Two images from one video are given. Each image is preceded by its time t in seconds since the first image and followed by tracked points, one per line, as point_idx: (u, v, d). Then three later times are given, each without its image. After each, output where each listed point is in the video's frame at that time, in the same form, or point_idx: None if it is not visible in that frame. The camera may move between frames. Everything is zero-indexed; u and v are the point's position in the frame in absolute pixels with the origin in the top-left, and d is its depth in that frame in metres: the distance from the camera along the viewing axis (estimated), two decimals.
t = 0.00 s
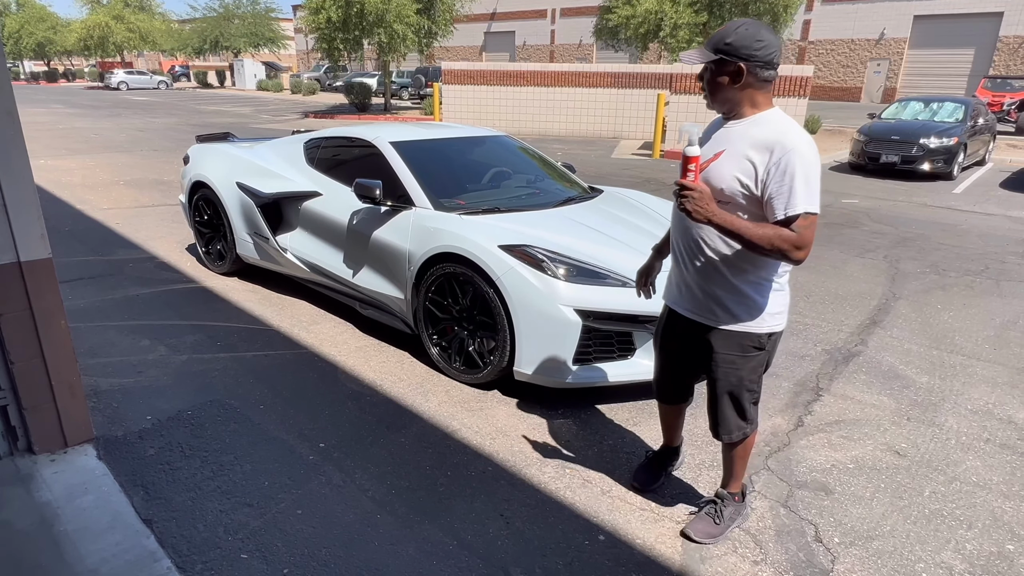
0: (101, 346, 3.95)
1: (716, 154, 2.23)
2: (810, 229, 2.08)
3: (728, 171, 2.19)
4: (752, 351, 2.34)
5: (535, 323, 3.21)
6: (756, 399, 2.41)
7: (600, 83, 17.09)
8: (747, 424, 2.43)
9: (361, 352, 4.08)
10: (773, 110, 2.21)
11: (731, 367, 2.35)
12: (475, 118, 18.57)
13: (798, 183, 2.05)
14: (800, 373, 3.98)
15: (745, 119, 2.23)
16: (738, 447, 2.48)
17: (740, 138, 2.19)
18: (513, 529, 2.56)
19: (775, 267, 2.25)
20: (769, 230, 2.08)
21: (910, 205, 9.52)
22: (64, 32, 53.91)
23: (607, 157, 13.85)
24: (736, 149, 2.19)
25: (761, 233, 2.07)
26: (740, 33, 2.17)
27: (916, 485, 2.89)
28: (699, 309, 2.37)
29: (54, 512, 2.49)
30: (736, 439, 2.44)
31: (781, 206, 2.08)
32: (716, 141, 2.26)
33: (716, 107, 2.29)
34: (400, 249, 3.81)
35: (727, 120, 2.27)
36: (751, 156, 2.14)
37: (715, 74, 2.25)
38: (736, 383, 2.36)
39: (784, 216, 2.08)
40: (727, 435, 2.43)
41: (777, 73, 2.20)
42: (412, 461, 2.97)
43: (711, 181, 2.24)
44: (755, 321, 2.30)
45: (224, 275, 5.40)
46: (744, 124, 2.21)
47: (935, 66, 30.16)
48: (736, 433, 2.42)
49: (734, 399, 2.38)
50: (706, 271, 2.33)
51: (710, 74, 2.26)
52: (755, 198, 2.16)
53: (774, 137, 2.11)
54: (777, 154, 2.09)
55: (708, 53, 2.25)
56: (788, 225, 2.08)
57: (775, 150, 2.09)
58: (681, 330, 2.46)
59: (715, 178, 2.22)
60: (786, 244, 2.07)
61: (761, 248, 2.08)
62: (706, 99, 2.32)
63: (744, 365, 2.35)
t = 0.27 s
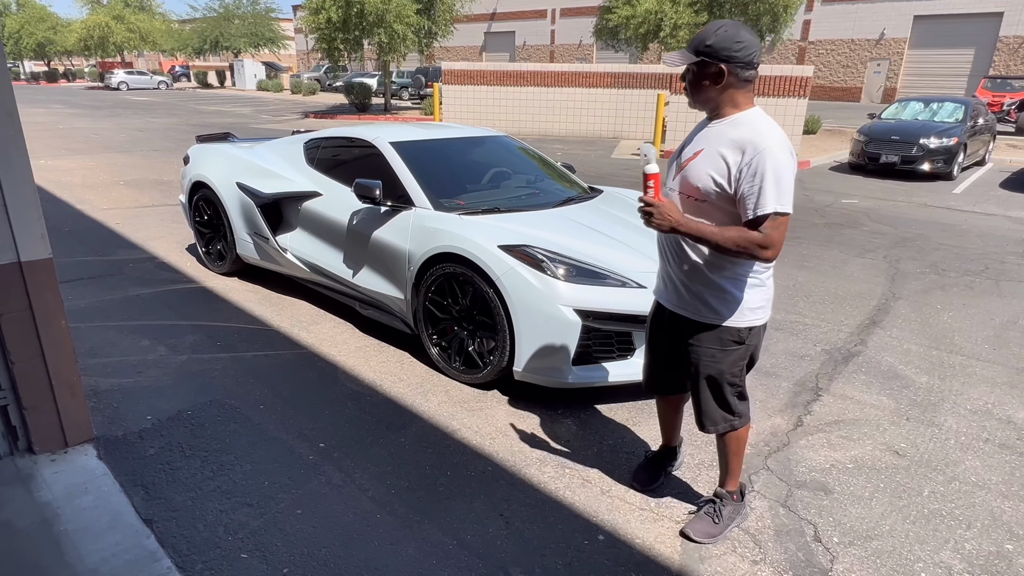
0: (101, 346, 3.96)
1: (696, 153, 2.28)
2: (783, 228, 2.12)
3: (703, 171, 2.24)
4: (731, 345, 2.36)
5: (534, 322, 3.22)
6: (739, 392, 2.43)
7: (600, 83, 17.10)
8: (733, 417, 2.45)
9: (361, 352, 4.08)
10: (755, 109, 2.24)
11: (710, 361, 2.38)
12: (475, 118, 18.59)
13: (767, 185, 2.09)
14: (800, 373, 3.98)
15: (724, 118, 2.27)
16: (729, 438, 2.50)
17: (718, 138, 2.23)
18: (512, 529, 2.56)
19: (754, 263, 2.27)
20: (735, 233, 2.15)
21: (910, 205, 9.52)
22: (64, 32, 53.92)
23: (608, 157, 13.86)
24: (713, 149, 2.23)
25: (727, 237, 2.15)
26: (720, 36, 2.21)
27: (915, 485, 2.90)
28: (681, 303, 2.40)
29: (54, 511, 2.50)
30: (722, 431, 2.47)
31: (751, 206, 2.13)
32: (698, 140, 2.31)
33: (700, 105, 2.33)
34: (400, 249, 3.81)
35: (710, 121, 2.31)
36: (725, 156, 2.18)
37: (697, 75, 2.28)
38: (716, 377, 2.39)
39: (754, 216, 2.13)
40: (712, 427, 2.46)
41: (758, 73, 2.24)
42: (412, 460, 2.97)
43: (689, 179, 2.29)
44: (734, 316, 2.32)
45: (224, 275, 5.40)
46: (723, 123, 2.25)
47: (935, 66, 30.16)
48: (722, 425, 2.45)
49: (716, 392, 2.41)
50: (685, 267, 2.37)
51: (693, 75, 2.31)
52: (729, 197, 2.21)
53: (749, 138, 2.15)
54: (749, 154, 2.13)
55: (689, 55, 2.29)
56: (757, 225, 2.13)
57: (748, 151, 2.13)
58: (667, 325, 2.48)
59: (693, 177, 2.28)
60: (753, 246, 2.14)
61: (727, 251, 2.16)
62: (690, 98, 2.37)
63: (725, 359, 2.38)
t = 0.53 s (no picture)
0: (101, 345, 3.96)
1: (678, 152, 2.31)
2: (763, 224, 2.16)
3: (685, 169, 2.27)
4: (720, 340, 2.38)
5: (533, 322, 3.23)
6: (731, 386, 2.45)
7: (601, 83, 17.10)
8: (726, 411, 2.46)
9: (361, 352, 4.08)
10: (734, 107, 2.28)
11: (701, 355, 2.40)
12: (475, 118, 18.60)
13: (747, 182, 2.13)
14: (799, 373, 3.98)
15: (705, 117, 2.30)
16: (723, 433, 2.51)
17: (699, 136, 2.26)
18: (512, 529, 2.56)
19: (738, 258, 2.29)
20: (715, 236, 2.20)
21: (910, 205, 9.52)
22: (65, 32, 53.93)
23: (608, 157, 13.86)
24: (694, 147, 2.26)
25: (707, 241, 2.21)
26: (700, 37, 2.25)
27: (915, 485, 2.90)
28: (669, 300, 2.43)
29: (55, 511, 2.50)
30: (716, 425, 2.49)
31: (731, 202, 2.16)
32: (680, 139, 2.34)
33: (681, 104, 2.36)
34: (400, 249, 3.82)
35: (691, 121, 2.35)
36: (706, 155, 2.21)
37: (678, 76, 2.32)
38: (707, 372, 2.41)
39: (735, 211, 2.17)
40: (706, 420, 2.48)
41: (736, 73, 2.28)
42: (412, 460, 2.97)
43: (671, 179, 2.32)
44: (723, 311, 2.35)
45: (224, 275, 5.41)
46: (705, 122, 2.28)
47: (935, 66, 30.15)
48: (715, 419, 2.47)
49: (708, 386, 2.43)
50: (671, 264, 2.40)
51: (674, 76, 2.34)
52: (711, 195, 2.24)
53: (728, 137, 2.18)
54: (729, 152, 2.16)
55: (670, 57, 2.33)
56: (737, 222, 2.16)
57: (728, 150, 2.17)
58: (658, 321, 2.51)
59: (674, 176, 2.31)
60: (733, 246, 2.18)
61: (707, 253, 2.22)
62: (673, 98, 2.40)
63: (715, 353, 2.40)
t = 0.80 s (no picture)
0: (102, 346, 3.97)
1: (669, 150, 2.32)
2: (752, 219, 2.15)
3: (676, 167, 2.27)
4: (709, 335, 2.39)
5: (532, 322, 3.23)
6: (722, 382, 2.44)
7: (601, 84, 17.11)
8: (717, 407, 2.46)
9: (361, 352, 4.08)
10: (723, 106, 2.28)
11: (691, 350, 2.40)
12: (475, 118, 18.61)
13: (736, 178, 2.13)
14: (800, 373, 3.99)
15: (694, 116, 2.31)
16: (715, 430, 2.51)
17: (690, 134, 2.27)
18: (512, 529, 2.57)
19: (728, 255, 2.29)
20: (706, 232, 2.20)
21: (911, 205, 9.52)
22: (65, 33, 53.98)
23: (608, 158, 13.87)
24: (684, 146, 2.27)
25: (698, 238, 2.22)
26: (689, 38, 2.26)
27: (915, 485, 2.90)
28: (661, 297, 2.44)
29: (56, 511, 2.50)
30: (707, 422, 2.49)
31: (723, 198, 2.17)
32: (670, 137, 2.35)
33: (671, 103, 2.37)
34: (400, 250, 3.82)
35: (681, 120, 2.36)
36: (696, 152, 2.22)
37: (666, 77, 2.33)
38: (697, 367, 2.41)
39: (726, 208, 2.17)
40: (698, 417, 2.49)
41: (724, 72, 2.29)
42: (412, 460, 2.98)
43: (662, 177, 2.33)
44: (713, 306, 2.35)
45: (224, 276, 5.41)
46: (695, 121, 2.28)
47: (936, 67, 30.14)
48: (707, 415, 2.47)
49: (698, 382, 2.43)
50: (662, 260, 2.41)
51: (663, 76, 2.35)
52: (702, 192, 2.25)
53: (719, 134, 2.19)
54: (718, 149, 2.17)
55: (659, 57, 2.34)
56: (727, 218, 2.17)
57: (718, 147, 2.17)
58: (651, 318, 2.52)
59: (666, 174, 2.31)
60: (725, 242, 2.18)
61: (700, 251, 2.22)
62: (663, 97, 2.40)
63: (705, 348, 2.40)
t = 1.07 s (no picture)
0: (102, 345, 3.97)
1: (666, 149, 2.31)
2: (751, 214, 2.17)
3: (674, 165, 2.27)
4: (708, 331, 2.39)
5: (533, 322, 3.23)
6: (720, 379, 2.45)
7: (601, 84, 17.12)
8: (715, 405, 2.47)
9: (361, 352, 4.08)
10: (717, 104, 2.29)
11: (690, 347, 2.40)
12: (475, 118, 18.62)
13: (736, 173, 2.14)
14: (800, 373, 3.99)
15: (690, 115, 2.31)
16: (711, 428, 2.51)
17: (687, 132, 2.27)
18: (512, 529, 2.56)
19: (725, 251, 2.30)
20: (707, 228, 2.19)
21: (911, 205, 9.52)
22: (65, 33, 54.03)
23: (608, 158, 13.87)
24: (682, 143, 2.27)
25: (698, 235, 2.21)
26: (682, 38, 2.26)
27: (915, 485, 2.90)
28: (658, 296, 2.43)
29: (55, 511, 2.50)
30: (705, 419, 2.48)
31: (721, 193, 2.17)
32: (666, 136, 2.35)
33: (664, 103, 2.37)
34: (400, 249, 3.82)
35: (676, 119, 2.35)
36: (695, 149, 2.22)
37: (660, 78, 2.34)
38: (696, 364, 2.41)
39: (725, 203, 2.17)
40: (695, 414, 2.48)
41: (717, 71, 2.30)
42: (412, 460, 2.97)
43: (660, 176, 2.33)
44: (711, 303, 2.36)
45: (224, 275, 5.41)
46: (691, 119, 2.29)
47: (936, 67, 30.14)
48: (705, 413, 2.47)
49: (697, 378, 2.43)
50: (660, 258, 2.40)
51: (656, 76, 2.35)
52: (700, 189, 2.25)
53: (716, 131, 2.20)
54: (717, 146, 2.17)
55: (653, 58, 2.34)
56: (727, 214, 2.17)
57: (716, 143, 2.18)
58: (648, 316, 2.51)
59: (664, 172, 2.31)
60: (725, 238, 2.18)
61: (701, 247, 2.21)
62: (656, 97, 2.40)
63: (704, 345, 2.40)
